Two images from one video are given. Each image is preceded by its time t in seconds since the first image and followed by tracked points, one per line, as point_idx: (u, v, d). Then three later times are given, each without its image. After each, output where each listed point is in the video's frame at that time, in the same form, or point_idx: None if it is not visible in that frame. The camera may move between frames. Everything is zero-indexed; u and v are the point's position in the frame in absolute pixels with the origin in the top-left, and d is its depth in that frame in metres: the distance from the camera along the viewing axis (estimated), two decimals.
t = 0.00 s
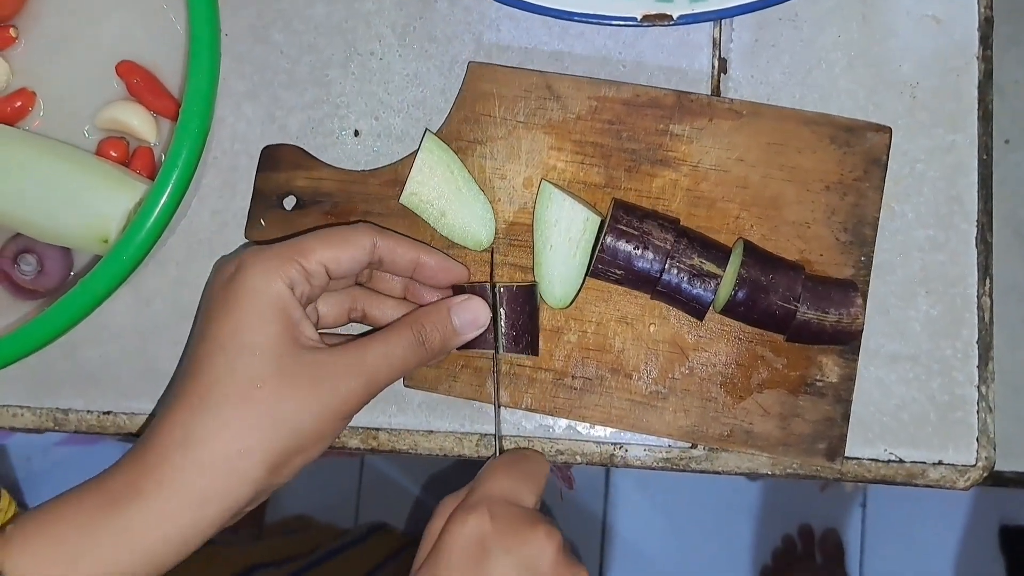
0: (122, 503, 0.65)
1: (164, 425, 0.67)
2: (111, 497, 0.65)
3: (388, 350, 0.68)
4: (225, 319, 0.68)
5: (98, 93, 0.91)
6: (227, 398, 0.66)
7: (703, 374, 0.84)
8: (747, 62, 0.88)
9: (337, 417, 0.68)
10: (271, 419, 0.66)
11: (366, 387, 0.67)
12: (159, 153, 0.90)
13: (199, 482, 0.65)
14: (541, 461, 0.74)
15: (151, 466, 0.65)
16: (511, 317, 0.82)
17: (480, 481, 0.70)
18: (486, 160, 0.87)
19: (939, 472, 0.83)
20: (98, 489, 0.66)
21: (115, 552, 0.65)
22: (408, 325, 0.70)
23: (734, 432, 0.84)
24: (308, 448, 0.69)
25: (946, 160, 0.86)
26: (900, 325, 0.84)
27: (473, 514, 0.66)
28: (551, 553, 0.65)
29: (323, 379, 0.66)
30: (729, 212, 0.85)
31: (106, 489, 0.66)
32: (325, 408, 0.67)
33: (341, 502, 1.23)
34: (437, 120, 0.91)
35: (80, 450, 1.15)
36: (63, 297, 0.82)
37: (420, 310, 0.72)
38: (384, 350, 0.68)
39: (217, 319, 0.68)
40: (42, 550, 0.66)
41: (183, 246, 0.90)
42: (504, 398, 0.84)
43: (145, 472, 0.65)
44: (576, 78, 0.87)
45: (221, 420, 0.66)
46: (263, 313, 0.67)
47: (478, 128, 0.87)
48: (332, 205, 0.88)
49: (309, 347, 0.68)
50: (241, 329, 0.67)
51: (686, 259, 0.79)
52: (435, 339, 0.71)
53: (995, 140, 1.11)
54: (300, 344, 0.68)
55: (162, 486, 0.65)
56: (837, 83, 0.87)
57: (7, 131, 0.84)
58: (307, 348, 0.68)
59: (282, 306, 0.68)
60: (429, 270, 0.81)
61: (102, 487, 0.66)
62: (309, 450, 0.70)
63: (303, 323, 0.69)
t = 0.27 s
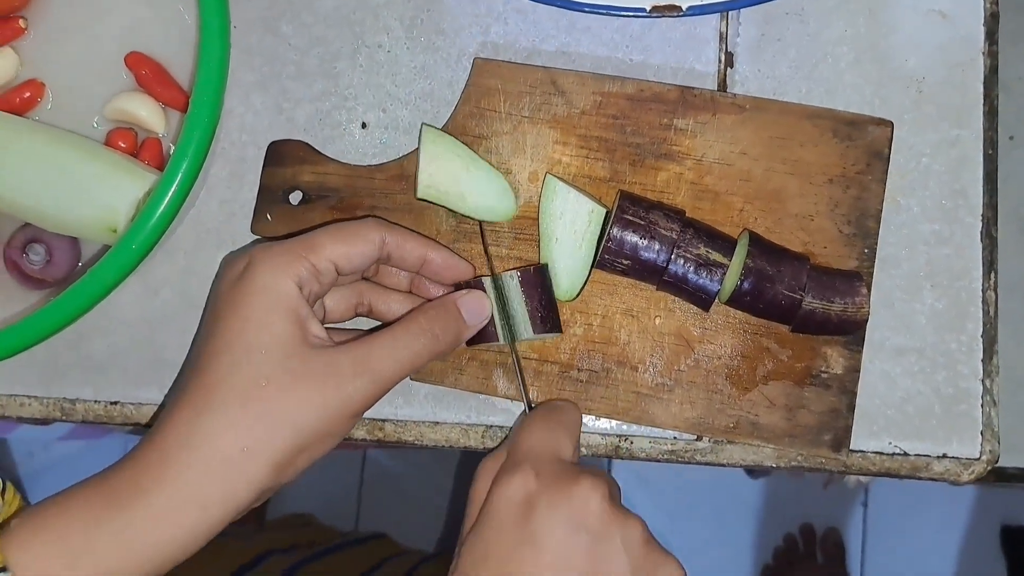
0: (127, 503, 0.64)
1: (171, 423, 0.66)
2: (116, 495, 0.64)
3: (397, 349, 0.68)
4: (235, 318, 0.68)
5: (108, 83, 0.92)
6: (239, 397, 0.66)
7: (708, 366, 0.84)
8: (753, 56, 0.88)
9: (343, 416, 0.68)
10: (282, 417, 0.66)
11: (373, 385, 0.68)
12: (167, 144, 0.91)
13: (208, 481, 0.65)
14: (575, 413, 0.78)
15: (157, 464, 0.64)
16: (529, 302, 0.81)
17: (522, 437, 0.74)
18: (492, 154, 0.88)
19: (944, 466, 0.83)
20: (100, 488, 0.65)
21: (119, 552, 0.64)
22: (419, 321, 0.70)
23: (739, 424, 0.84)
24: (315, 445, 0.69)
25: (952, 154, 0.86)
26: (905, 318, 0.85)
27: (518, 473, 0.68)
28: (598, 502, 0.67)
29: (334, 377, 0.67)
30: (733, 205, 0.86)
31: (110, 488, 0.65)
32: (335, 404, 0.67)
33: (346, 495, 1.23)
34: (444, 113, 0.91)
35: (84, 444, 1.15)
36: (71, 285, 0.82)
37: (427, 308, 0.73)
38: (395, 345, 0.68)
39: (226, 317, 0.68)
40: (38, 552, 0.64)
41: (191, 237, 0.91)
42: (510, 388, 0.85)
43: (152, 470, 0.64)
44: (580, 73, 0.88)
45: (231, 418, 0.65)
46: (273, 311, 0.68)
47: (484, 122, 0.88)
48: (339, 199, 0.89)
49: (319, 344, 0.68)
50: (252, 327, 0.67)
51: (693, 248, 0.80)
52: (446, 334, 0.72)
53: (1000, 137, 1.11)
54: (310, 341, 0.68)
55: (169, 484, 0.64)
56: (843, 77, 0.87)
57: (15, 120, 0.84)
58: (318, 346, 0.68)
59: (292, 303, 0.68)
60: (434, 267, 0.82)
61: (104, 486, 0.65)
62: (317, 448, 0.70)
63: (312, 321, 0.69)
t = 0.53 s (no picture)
0: (147, 468, 0.64)
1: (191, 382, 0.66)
2: (138, 459, 0.64)
3: (416, 297, 0.70)
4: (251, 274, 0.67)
5: (109, 81, 0.92)
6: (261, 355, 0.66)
7: (708, 360, 0.85)
8: (751, 52, 0.88)
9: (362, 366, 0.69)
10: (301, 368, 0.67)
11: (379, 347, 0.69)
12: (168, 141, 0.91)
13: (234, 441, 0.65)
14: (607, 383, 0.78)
15: (178, 428, 0.64)
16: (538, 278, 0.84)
17: (560, 402, 0.72)
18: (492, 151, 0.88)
19: (943, 459, 0.83)
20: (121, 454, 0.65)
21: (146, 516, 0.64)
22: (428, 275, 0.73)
23: (738, 418, 0.84)
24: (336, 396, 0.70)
25: (950, 149, 0.87)
26: (903, 312, 0.85)
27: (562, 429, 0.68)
28: (652, 474, 0.68)
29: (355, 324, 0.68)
30: (732, 200, 0.86)
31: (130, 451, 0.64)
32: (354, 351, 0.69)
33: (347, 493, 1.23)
34: (444, 109, 0.92)
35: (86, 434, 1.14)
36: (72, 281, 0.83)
37: (436, 259, 0.74)
38: (403, 295, 0.70)
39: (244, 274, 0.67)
40: (62, 514, 0.64)
41: (192, 233, 0.91)
42: (510, 382, 0.85)
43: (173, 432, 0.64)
44: (580, 69, 0.88)
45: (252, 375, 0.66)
46: (289, 269, 0.67)
47: (484, 119, 0.89)
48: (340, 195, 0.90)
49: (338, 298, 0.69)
50: (269, 284, 0.67)
51: (694, 237, 0.81)
52: (452, 282, 0.74)
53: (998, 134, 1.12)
54: (326, 296, 0.68)
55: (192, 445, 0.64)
56: (841, 72, 0.88)
57: (18, 117, 0.84)
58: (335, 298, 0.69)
59: (304, 258, 0.67)
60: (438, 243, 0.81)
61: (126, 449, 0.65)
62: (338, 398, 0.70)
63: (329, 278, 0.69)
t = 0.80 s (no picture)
0: (88, 443, 0.61)
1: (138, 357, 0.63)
2: (76, 439, 0.61)
3: (371, 285, 0.70)
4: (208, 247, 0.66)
5: (104, 85, 0.92)
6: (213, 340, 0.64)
7: (706, 363, 0.84)
8: (747, 54, 0.88)
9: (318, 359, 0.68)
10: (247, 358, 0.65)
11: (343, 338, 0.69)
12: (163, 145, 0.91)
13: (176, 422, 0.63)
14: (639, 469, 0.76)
15: (122, 402, 0.62)
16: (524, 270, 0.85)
17: (599, 508, 0.70)
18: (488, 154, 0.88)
19: (941, 460, 0.83)
20: (62, 425, 0.62)
21: (77, 496, 0.61)
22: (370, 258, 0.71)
23: (737, 421, 0.84)
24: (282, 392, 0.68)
25: (947, 149, 0.86)
26: (901, 313, 0.85)
27: (610, 553, 0.66)
28: None
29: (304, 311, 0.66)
30: (729, 201, 0.86)
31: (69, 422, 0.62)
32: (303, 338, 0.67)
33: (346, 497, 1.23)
34: (441, 112, 0.92)
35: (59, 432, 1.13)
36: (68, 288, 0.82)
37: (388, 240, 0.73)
38: (347, 280, 0.69)
39: (196, 246, 0.65)
40: None
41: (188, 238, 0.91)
42: (508, 386, 0.85)
43: (117, 406, 0.62)
44: (575, 72, 0.88)
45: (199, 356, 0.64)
46: (253, 254, 0.65)
47: (480, 122, 0.88)
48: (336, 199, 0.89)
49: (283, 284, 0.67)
50: (221, 260, 0.65)
51: (691, 239, 0.80)
52: (395, 263, 0.72)
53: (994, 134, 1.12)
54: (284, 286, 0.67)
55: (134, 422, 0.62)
56: (838, 73, 0.88)
57: (13, 123, 0.84)
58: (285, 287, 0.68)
59: (272, 244, 0.66)
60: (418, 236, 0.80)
61: (65, 417, 0.62)
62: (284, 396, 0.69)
63: (286, 265, 0.68)
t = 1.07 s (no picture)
0: (247, 432, 0.53)
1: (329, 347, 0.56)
2: (227, 397, 0.53)
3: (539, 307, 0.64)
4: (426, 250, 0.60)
5: (98, 98, 0.92)
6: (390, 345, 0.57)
7: (701, 370, 0.84)
8: (739, 62, 0.88)
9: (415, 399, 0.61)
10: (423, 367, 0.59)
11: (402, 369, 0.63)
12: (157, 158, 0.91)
13: (239, 430, 0.53)
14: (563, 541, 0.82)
15: (279, 388, 0.54)
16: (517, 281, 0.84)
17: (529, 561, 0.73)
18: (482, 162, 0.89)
19: (937, 465, 0.83)
20: (155, 401, 0.54)
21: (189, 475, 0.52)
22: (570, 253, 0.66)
23: (733, 428, 0.84)
24: (407, 412, 0.60)
25: (939, 154, 0.87)
26: (895, 319, 0.85)
27: None
28: None
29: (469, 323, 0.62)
30: (722, 208, 0.86)
31: (206, 403, 0.53)
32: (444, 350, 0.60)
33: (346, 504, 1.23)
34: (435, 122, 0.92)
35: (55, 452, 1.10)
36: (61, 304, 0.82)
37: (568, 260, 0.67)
38: (541, 277, 0.64)
39: (406, 247, 0.60)
40: (137, 462, 0.52)
41: (183, 251, 0.91)
42: (504, 395, 0.85)
43: (272, 397, 0.54)
44: (569, 81, 0.88)
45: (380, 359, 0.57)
46: (453, 273, 0.60)
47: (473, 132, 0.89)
48: (330, 209, 0.89)
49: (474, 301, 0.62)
50: (439, 259, 0.60)
51: (684, 249, 0.81)
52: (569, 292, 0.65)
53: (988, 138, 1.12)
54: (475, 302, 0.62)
55: (285, 415, 0.54)
56: (830, 79, 0.88)
57: (8, 138, 0.85)
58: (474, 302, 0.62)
59: (471, 270, 0.61)
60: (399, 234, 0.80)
61: (221, 375, 0.54)
62: (393, 421, 0.60)
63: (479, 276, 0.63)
